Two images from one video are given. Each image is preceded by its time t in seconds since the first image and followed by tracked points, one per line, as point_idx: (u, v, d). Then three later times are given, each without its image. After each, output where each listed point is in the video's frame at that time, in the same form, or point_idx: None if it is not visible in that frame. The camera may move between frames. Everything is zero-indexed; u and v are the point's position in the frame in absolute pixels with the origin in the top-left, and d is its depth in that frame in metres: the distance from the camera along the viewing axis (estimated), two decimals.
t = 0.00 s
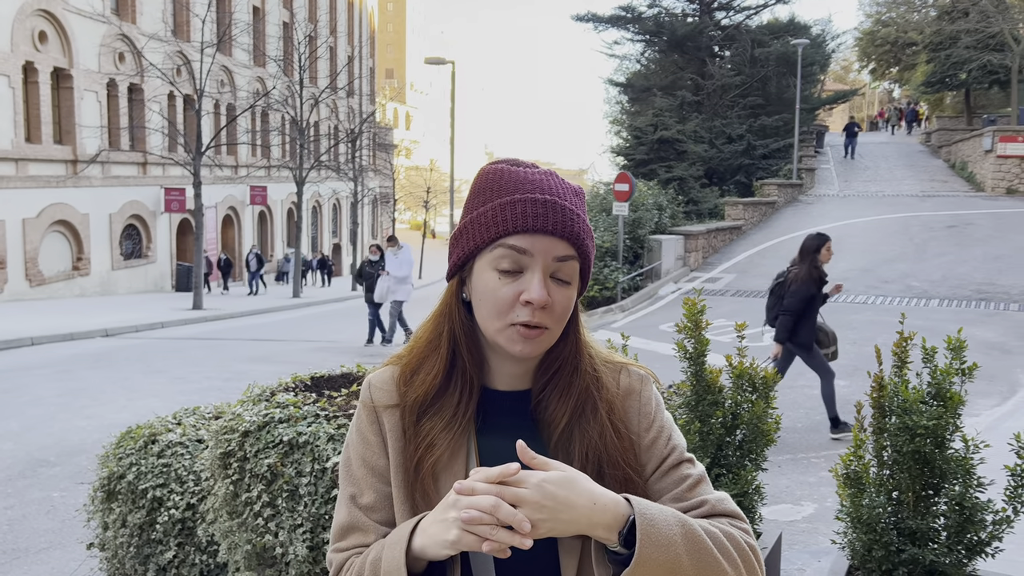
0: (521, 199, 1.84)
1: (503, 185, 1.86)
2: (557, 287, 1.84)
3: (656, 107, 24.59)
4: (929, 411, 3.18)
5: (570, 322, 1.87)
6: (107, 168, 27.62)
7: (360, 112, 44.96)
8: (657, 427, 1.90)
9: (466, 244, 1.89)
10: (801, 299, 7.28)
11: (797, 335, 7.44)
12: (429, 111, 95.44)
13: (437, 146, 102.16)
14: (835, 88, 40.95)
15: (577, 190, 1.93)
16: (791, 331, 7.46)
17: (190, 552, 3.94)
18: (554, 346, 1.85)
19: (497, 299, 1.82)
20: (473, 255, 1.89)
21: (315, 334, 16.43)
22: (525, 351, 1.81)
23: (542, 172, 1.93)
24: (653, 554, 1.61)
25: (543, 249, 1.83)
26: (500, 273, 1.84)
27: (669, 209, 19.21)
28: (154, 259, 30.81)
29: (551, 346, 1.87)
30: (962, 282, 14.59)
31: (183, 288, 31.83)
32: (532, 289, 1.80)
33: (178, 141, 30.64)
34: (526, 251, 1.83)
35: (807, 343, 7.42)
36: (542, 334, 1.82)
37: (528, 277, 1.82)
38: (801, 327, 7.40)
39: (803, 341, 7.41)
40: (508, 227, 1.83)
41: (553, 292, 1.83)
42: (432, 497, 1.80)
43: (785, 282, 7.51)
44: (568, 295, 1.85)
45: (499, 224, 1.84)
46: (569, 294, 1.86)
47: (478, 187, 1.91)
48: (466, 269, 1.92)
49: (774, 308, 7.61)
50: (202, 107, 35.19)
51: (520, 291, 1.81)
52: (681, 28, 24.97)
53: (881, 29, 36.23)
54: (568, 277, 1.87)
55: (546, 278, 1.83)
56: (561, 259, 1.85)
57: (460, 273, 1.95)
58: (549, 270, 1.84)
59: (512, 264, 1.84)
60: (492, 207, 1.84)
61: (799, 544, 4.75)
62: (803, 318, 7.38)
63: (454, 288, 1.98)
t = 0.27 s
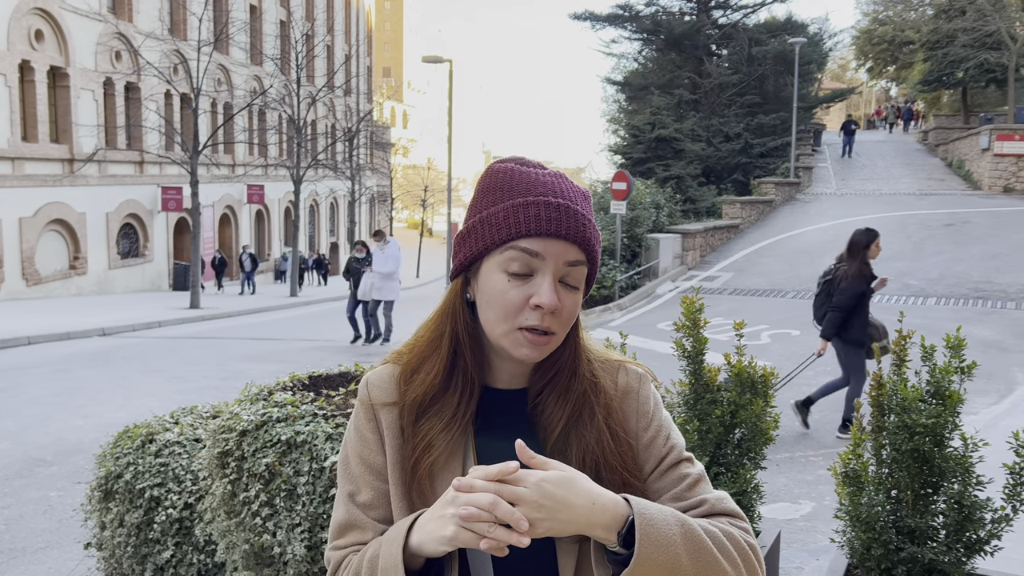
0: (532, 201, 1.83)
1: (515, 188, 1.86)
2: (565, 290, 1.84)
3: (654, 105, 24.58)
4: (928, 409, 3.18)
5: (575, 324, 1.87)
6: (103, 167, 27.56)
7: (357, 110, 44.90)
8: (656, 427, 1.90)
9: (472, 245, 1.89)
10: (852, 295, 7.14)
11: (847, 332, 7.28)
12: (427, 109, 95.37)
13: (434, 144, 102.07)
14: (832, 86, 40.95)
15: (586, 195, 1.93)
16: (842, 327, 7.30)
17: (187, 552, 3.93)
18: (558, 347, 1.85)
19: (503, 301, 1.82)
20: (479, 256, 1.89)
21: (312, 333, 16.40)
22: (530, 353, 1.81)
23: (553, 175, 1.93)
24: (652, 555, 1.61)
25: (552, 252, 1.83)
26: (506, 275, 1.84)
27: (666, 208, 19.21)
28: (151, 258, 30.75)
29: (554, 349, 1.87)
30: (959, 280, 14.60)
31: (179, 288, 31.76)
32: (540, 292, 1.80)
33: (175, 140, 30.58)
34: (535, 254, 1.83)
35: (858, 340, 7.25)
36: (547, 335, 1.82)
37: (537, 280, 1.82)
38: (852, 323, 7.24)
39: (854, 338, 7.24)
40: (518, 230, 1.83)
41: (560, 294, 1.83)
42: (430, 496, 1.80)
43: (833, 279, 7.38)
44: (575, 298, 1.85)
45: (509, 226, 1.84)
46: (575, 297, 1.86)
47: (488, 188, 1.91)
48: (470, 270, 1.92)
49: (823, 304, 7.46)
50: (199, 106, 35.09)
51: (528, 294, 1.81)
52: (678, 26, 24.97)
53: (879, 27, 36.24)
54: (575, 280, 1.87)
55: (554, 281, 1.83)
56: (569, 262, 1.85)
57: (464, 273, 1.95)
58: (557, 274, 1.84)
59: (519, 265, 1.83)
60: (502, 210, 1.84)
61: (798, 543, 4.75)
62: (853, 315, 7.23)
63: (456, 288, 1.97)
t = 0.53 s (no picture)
0: (531, 200, 1.83)
1: (514, 188, 1.86)
2: (566, 291, 1.84)
3: (652, 103, 24.57)
4: (927, 407, 3.19)
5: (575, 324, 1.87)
6: (101, 165, 27.52)
7: (355, 109, 44.82)
8: (656, 425, 1.90)
9: (473, 245, 1.88)
10: (892, 295, 7.20)
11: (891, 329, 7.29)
12: (425, 108, 95.31)
13: (432, 143, 102.07)
14: (830, 85, 40.96)
15: (585, 192, 1.93)
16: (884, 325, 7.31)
17: (185, 551, 3.93)
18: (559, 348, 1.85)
19: (504, 301, 1.82)
20: (480, 256, 1.88)
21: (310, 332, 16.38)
22: (532, 354, 1.80)
23: (551, 173, 1.92)
24: (652, 555, 1.60)
25: (553, 251, 1.83)
26: (508, 275, 1.84)
27: (665, 207, 19.22)
28: (148, 257, 30.73)
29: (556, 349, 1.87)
30: (957, 278, 14.62)
31: (177, 287, 31.73)
32: (541, 292, 1.80)
33: (172, 139, 30.53)
34: (537, 253, 1.82)
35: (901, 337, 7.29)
36: (547, 336, 1.82)
37: (538, 280, 1.82)
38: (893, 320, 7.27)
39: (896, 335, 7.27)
40: (518, 229, 1.82)
41: (561, 294, 1.83)
42: (428, 496, 1.80)
43: (873, 278, 7.41)
44: (576, 297, 1.85)
45: (509, 226, 1.83)
46: (576, 296, 1.86)
47: (488, 188, 1.91)
48: (470, 269, 1.92)
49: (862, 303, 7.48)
50: (197, 105, 35.05)
51: (529, 294, 1.81)
52: (676, 25, 24.99)
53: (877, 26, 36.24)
54: (576, 280, 1.87)
55: (556, 282, 1.83)
56: (571, 261, 1.85)
57: (464, 271, 1.95)
58: (558, 274, 1.84)
59: (520, 267, 1.83)
60: (502, 210, 1.83)
61: (796, 540, 4.76)
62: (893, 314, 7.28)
63: (454, 287, 1.97)
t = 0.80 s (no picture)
0: (527, 195, 1.83)
1: (510, 183, 1.86)
2: (566, 285, 1.84)
3: (650, 102, 24.56)
4: (927, 406, 3.19)
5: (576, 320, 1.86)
6: (98, 164, 27.49)
7: (353, 108, 44.76)
8: (658, 423, 1.89)
9: (472, 242, 1.88)
10: (944, 291, 6.86)
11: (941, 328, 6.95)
12: (423, 106, 95.25)
13: (430, 142, 102.03)
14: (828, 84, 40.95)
15: (580, 185, 1.92)
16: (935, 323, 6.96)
17: (184, 550, 3.92)
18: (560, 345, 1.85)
19: (505, 298, 1.81)
20: (479, 253, 1.88)
21: (308, 331, 16.35)
22: (534, 350, 1.80)
23: (549, 168, 1.92)
24: (655, 554, 1.60)
25: (551, 246, 1.83)
26: (508, 272, 1.83)
27: (663, 205, 19.22)
28: (146, 256, 30.69)
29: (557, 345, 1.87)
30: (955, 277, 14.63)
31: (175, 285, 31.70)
32: (541, 287, 1.79)
33: (170, 138, 30.49)
34: (535, 249, 1.82)
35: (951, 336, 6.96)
36: (549, 333, 1.81)
37: (538, 276, 1.81)
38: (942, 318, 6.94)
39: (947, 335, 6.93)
40: (516, 226, 1.82)
41: (561, 289, 1.82)
42: (430, 497, 1.80)
43: (924, 272, 7.07)
44: (576, 292, 1.84)
45: (507, 221, 1.83)
46: (577, 291, 1.86)
47: (483, 185, 1.91)
48: (470, 266, 1.91)
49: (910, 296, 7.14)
50: (195, 104, 35.01)
51: (529, 291, 1.80)
52: (674, 24, 25.00)
53: (875, 25, 36.23)
54: (575, 274, 1.86)
55: (555, 277, 1.83)
56: (570, 256, 1.85)
57: (464, 270, 1.94)
58: (557, 268, 1.84)
59: (518, 263, 1.83)
60: (498, 205, 1.83)
61: (796, 539, 4.77)
62: (943, 312, 6.95)
63: (456, 286, 1.96)
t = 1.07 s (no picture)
0: (506, 201, 1.82)
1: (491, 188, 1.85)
2: (561, 283, 1.84)
3: (648, 101, 24.56)
4: (928, 405, 3.19)
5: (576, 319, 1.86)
6: (96, 163, 27.46)
7: (351, 107, 44.74)
8: (665, 423, 1.89)
9: (463, 249, 1.88)
10: (988, 288, 6.81)
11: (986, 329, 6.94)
12: (421, 105, 95.24)
13: (428, 141, 102.02)
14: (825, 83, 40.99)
15: (562, 181, 1.91)
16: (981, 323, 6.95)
17: (183, 550, 3.92)
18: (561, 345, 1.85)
19: (503, 301, 1.82)
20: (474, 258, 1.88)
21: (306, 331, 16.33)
22: (536, 352, 1.80)
23: (536, 168, 1.92)
24: (662, 549, 1.60)
25: (539, 249, 1.83)
26: (502, 276, 1.84)
27: (661, 204, 19.23)
28: (144, 255, 30.65)
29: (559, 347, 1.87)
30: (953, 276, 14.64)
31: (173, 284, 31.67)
32: (538, 290, 1.79)
33: (168, 136, 30.46)
34: (525, 251, 1.82)
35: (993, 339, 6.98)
36: (550, 334, 1.81)
37: (532, 278, 1.82)
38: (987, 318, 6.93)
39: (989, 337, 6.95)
40: (507, 228, 1.82)
41: (557, 287, 1.82)
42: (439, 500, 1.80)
43: (968, 271, 7.03)
44: (573, 290, 1.84)
45: (497, 224, 1.83)
46: (574, 288, 1.85)
47: (468, 189, 1.90)
48: (468, 270, 1.91)
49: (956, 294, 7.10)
50: (193, 102, 34.97)
51: (526, 293, 1.80)
52: (672, 23, 25.04)
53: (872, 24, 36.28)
54: (570, 269, 1.86)
55: (549, 275, 1.83)
56: (563, 254, 1.85)
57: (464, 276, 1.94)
58: (551, 267, 1.84)
59: (512, 266, 1.83)
60: (482, 213, 1.83)
61: (795, 538, 4.77)
62: (987, 309, 6.93)
63: (457, 291, 1.97)
